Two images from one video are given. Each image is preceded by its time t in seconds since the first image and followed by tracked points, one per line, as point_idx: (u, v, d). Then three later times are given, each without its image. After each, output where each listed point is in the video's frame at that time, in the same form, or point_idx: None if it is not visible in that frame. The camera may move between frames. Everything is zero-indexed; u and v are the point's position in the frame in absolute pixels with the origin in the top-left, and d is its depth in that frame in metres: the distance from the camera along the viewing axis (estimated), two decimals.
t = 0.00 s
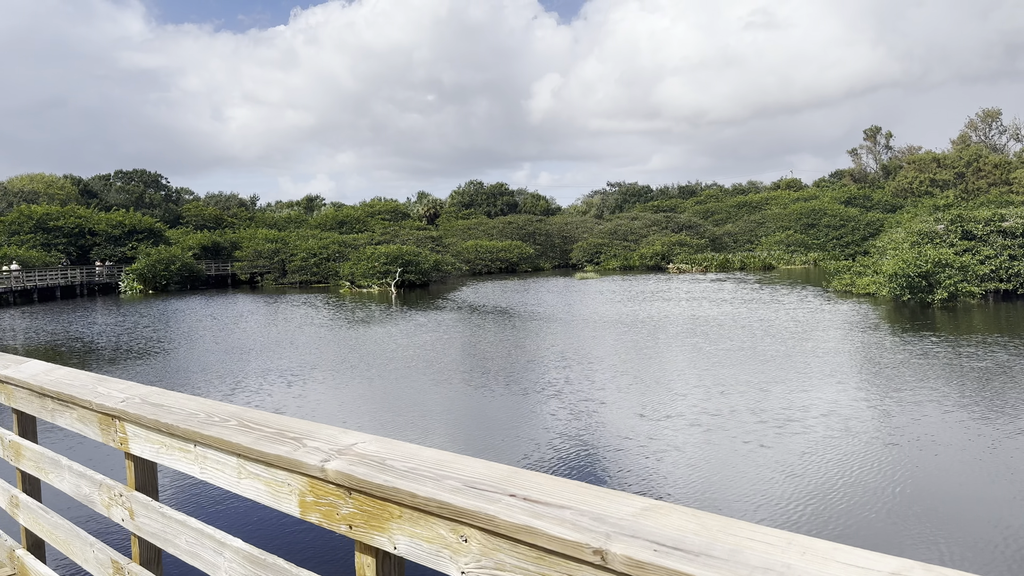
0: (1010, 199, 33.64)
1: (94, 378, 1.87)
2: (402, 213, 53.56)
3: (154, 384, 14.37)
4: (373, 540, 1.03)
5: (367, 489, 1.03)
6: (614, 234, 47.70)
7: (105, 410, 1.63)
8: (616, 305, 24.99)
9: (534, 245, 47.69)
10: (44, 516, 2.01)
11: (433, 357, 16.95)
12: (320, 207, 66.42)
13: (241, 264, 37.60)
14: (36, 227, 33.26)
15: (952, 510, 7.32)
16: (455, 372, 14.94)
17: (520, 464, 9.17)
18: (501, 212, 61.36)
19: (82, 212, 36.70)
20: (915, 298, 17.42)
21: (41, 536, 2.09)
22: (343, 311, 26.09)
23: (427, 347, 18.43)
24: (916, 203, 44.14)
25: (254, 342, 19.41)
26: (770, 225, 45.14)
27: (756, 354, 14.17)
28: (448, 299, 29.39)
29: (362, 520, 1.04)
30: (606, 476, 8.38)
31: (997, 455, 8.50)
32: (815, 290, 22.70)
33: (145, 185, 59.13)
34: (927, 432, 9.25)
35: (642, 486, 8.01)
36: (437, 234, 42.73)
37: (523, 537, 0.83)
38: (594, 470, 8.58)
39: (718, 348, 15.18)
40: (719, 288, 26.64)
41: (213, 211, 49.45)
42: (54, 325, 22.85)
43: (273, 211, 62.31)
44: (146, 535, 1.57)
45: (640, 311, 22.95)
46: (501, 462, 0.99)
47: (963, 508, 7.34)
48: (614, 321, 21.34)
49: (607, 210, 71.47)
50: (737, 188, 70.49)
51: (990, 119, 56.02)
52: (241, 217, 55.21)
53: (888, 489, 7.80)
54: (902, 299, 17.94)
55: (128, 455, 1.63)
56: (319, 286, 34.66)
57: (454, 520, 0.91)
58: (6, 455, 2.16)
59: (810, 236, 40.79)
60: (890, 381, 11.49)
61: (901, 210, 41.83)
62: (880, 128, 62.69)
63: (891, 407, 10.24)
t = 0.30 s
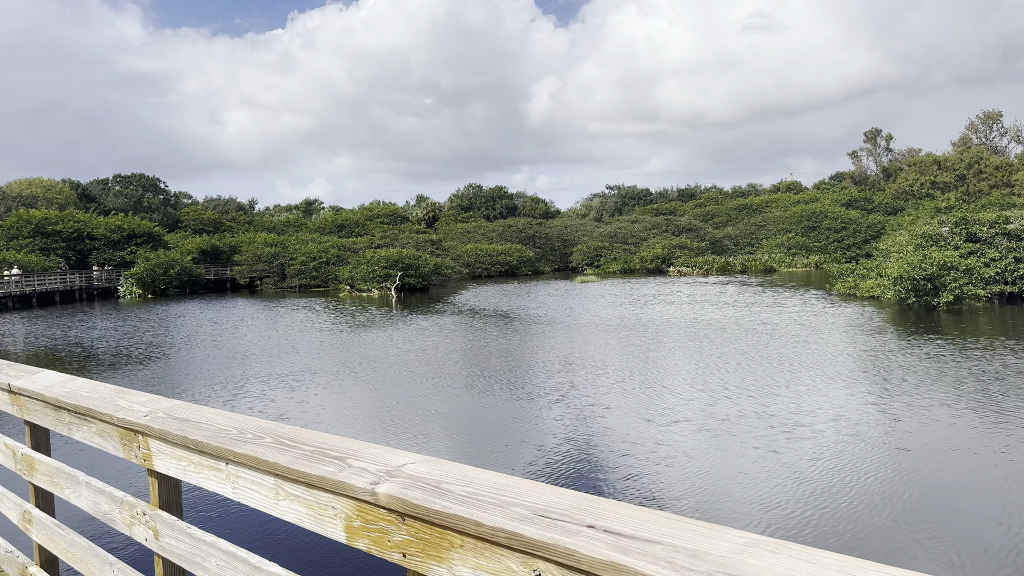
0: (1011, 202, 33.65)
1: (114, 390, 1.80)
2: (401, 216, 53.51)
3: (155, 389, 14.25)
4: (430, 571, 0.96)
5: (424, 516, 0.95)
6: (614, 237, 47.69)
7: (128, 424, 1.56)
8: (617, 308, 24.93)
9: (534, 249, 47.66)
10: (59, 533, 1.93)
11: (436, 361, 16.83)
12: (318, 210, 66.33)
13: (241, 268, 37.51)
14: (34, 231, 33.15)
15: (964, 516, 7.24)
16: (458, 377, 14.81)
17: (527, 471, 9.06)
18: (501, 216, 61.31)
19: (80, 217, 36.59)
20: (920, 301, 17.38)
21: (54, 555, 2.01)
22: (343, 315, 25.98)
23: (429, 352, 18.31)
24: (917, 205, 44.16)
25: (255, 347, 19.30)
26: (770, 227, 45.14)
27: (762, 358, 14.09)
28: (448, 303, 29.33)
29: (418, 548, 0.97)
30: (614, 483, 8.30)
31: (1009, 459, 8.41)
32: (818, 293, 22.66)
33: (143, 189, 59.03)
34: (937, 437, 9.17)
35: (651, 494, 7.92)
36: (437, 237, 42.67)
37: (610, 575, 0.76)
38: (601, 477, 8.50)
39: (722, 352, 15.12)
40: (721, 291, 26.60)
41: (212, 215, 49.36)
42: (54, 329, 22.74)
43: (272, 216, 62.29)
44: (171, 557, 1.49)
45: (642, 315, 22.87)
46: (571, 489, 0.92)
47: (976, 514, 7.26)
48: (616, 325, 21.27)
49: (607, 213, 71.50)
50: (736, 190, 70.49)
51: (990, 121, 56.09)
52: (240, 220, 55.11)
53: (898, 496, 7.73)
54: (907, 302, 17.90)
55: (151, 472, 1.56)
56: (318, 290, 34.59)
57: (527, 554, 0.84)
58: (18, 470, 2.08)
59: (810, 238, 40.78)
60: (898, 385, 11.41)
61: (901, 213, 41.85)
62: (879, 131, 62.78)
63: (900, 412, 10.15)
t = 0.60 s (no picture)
0: (1012, 203, 33.62)
1: (132, 396, 1.72)
2: (401, 219, 53.42)
3: (156, 393, 14.16)
4: None
5: (488, 536, 0.87)
6: (615, 239, 47.63)
7: (149, 432, 1.47)
8: (619, 310, 24.85)
9: (535, 251, 47.61)
10: (74, 546, 1.85)
11: (440, 364, 16.74)
12: (318, 213, 66.26)
13: (241, 271, 37.42)
14: (34, 235, 33.04)
15: (978, 517, 7.16)
16: (461, 380, 14.71)
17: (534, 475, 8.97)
18: (501, 218, 61.29)
19: (80, 220, 36.50)
20: (925, 302, 17.31)
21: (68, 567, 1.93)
22: (345, 318, 25.90)
23: (431, 354, 18.22)
24: (918, 206, 44.14)
25: (257, 350, 19.21)
26: (771, 228, 45.09)
27: (768, 359, 14.00)
28: (450, 305, 29.25)
29: (481, 570, 0.89)
30: (622, 486, 8.22)
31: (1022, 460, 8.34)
32: (822, 294, 22.60)
33: (143, 192, 59.00)
34: (948, 438, 9.10)
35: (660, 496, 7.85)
36: (438, 239, 42.61)
37: None
38: (609, 479, 8.42)
39: (728, 354, 15.03)
40: (723, 293, 26.52)
41: (212, 218, 49.28)
42: (54, 333, 22.64)
43: (272, 218, 62.20)
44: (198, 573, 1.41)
45: (644, 316, 22.82)
46: (653, 507, 0.84)
47: (991, 515, 7.18)
48: (619, 327, 21.19)
49: (607, 215, 71.48)
50: (736, 192, 70.46)
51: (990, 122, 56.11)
52: (240, 223, 55.05)
53: (909, 497, 7.66)
54: (912, 303, 17.82)
55: (174, 483, 1.48)
56: (319, 293, 34.50)
57: None
58: (29, 479, 2.00)
59: (811, 240, 40.74)
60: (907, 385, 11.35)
61: (903, 214, 41.78)
62: (879, 132, 62.79)
63: (910, 413, 10.07)
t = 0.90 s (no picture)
0: (1015, 203, 33.52)
1: (150, 407, 1.63)
2: (402, 222, 53.35)
3: (159, 399, 14.04)
4: None
5: (567, 572, 0.78)
6: (616, 241, 47.57)
7: (170, 449, 1.38)
8: (622, 313, 24.76)
9: (536, 254, 47.56)
10: (86, 568, 1.76)
11: (443, 367, 16.63)
12: (319, 217, 66.20)
13: (242, 276, 37.35)
14: (34, 240, 32.96)
15: (999, 521, 7.05)
16: (466, 384, 14.58)
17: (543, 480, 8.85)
18: (502, 221, 61.20)
19: (81, 225, 36.45)
20: (931, 303, 17.21)
21: None
22: (347, 322, 25.79)
23: (434, 358, 18.10)
24: (919, 207, 44.08)
25: (259, 355, 19.10)
26: (773, 230, 45.02)
27: (775, 362, 13.90)
28: (452, 308, 29.17)
29: None
30: (634, 491, 8.11)
31: None
32: (826, 296, 22.53)
33: (143, 197, 58.97)
34: (962, 441, 9.01)
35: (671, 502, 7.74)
36: (439, 243, 42.53)
37: None
38: (620, 485, 8.28)
39: (734, 356, 14.94)
40: (727, 295, 26.43)
41: (212, 223, 49.21)
42: (55, 338, 22.56)
43: (272, 222, 62.16)
44: None
45: (648, 319, 22.72)
46: (752, 540, 0.76)
47: (1010, 519, 7.08)
48: (622, 330, 21.08)
49: (607, 218, 71.46)
50: (737, 194, 70.39)
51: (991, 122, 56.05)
52: (241, 227, 55.00)
53: (923, 500, 7.56)
54: (917, 304, 17.74)
55: (197, 503, 1.39)
56: (320, 297, 34.42)
57: None
58: (39, 495, 1.91)
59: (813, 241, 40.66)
60: (916, 388, 11.26)
61: (904, 215, 41.75)
62: (880, 133, 62.78)
63: (921, 416, 9.97)
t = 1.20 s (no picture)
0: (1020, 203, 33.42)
1: (184, 416, 1.55)
2: (403, 225, 53.30)
3: (164, 404, 13.95)
4: None
5: None
6: (619, 243, 47.48)
7: (211, 462, 1.30)
8: (626, 315, 24.67)
9: (539, 256, 47.49)
10: None
11: (448, 371, 16.52)
12: (320, 221, 66.19)
13: (244, 280, 37.31)
14: (36, 245, 32.93)
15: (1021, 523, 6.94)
16: (471, 387, 14.48)
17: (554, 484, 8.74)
18: (503, 224, 61.09)
19: (83, 230, 36.43)
20: (940, 304, 17.10)
21: None
22: (351, 326, 25.70)
23: (439, 361, 17.98)
24: (923, 208, 43.93)
25: (263, 359, 19.01)
26: (776, 231, 44.92)
27: (785, 363, 13.80)
28: (455, 311, 29.12)
29: None
30: (649, 495, 7.99)
31: None
32: (832, 297, 22.43)
33: (144, 201, 58.91)
34: (979, 442, 8.90)
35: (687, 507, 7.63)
36: (441, 246, 42.46)
37: None
38: (633, 490, 8.17)
39: (743, 358, 14.83)
40: (732, 296, 26.33)
41: (213, 227, 49.19)
42: (57, 343, 22.49)
43: (274, 226, 62.14)
44: None
45: (653, 321, 22.63)
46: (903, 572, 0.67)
47: None
48: (627, 331, 20.99)
49: (609, 219, 71.38)
50: (738, 195, 70.29)
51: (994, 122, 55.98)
52: (242, 231, 54.99)
53: (941, 504, 7.43)
54: (926, 305, 17.63)
55: (239, 520, 1.30)
56: (323, 301, 34.36)
57: None
58: (63, 508, 1.83)
59: (816, 242, 40.55)
60: (928, 388, 11.16)
61: (908, 215, 41.67)
62: (882, 133, 62.74)
63: (934, 416, 9.88)
